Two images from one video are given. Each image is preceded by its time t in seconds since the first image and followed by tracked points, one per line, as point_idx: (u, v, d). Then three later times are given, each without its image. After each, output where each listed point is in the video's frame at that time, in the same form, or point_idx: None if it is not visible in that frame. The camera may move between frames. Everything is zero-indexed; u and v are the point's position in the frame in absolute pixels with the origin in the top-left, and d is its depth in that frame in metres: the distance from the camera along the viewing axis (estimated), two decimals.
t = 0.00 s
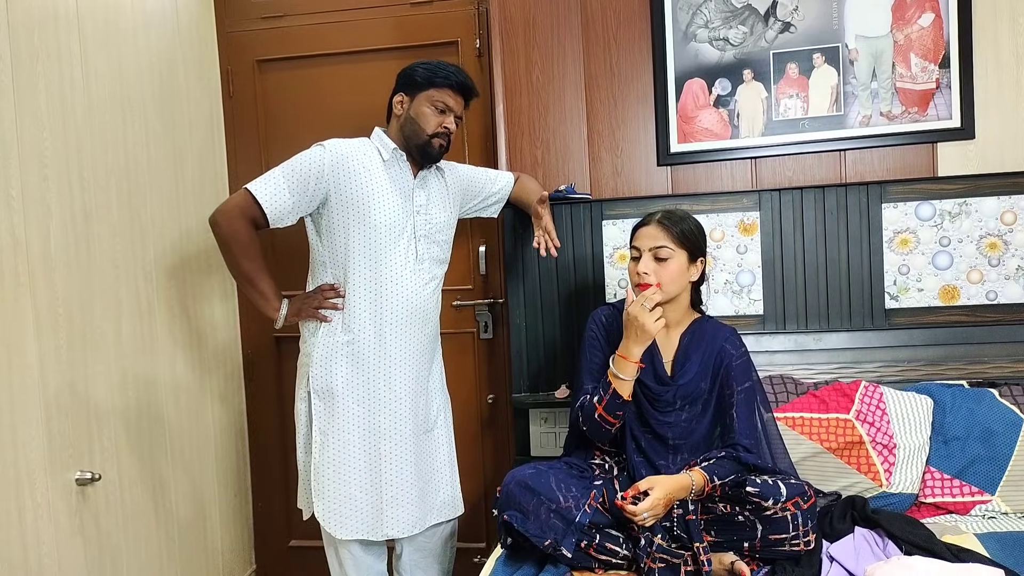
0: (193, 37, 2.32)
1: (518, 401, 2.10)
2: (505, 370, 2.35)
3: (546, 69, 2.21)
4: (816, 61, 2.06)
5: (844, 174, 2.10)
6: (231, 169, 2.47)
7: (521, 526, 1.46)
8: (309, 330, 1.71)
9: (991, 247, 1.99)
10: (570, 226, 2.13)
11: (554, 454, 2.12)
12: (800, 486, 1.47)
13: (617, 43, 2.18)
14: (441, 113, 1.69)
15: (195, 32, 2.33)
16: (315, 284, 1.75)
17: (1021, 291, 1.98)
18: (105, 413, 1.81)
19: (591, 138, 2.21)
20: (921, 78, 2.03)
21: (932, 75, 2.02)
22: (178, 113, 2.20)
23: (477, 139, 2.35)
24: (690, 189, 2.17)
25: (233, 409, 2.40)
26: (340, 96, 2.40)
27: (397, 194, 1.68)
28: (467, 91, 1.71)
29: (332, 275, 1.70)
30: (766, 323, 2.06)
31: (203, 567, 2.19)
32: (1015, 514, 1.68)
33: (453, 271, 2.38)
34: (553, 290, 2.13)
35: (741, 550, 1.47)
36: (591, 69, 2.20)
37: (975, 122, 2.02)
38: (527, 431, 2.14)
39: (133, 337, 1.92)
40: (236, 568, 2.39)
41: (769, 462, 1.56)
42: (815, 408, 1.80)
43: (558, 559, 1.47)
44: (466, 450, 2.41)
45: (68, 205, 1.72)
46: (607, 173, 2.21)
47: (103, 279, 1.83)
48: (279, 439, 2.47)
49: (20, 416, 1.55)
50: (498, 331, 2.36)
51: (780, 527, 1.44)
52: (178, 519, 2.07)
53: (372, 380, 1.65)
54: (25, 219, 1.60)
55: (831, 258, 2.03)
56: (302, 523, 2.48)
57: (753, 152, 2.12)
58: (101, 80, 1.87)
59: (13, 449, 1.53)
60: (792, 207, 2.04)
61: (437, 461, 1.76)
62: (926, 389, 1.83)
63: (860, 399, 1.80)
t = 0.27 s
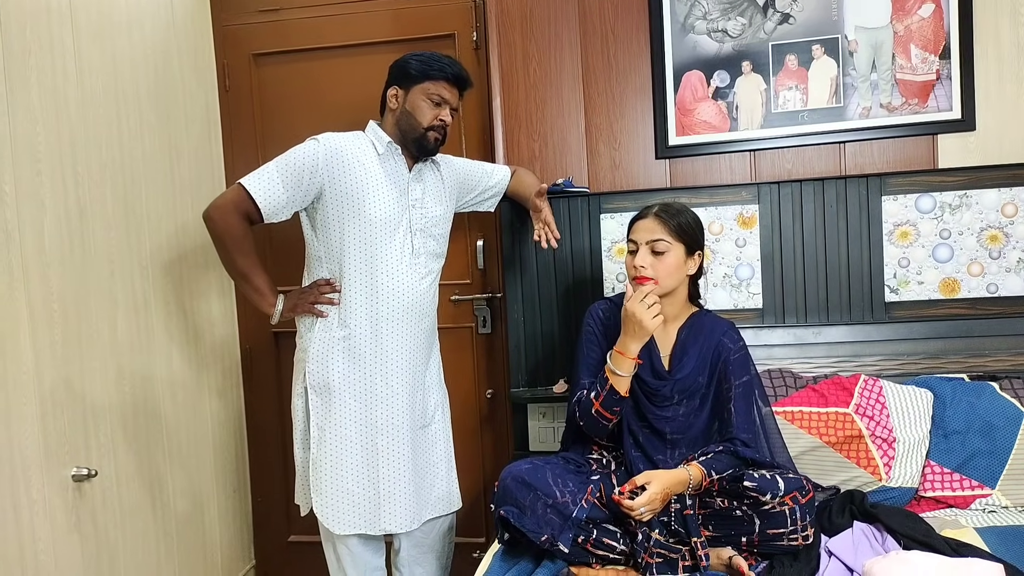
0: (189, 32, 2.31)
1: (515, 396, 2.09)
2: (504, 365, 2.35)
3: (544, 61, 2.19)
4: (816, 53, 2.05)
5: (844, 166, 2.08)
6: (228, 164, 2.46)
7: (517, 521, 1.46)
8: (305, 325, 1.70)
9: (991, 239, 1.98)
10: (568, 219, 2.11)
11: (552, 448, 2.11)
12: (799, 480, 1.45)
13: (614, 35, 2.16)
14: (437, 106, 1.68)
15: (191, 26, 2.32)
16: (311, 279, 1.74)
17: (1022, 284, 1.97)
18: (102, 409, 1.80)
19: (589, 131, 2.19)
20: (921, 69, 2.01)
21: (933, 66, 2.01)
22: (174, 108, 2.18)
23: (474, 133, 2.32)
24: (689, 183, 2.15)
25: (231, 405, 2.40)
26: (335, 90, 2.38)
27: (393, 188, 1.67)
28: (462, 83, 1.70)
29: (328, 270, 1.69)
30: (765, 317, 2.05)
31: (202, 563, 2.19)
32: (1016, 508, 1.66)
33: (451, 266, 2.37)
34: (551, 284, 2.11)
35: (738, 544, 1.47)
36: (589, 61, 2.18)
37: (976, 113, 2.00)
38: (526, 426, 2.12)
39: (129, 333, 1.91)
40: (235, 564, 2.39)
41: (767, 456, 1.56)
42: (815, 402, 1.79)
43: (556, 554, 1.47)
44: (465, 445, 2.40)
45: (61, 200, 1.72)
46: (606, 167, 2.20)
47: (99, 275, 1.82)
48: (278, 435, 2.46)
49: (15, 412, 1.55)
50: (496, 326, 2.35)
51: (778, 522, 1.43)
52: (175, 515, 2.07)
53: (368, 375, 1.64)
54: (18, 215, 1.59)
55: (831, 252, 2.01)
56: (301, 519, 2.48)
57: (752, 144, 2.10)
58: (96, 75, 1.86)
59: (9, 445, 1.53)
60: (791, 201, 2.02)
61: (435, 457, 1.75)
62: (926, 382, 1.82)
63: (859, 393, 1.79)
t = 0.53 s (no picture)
0: (184, 33, 2.30)
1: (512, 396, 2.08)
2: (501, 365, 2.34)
3: (540, 61, 2.18)
4: (812, 51, 2.04)
5: (841, 165, 2.08)
6: (224, 166, 2.45)
7: (514, 523, 1.45)
8: (301, 327, 1.70)
9: (989, 237, 1.97)
10: (565, 218, 2.11)
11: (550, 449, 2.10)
12: (795, 480, 1.45)
13: (610, 34, 2.16)
14: (431, 105, 1.67)
15: (186, 27, 2.31)
16: (307, 280, 1.73)
17: (1020, 282, 1.96)
18: (98, 412, 1.80)
19: (585, 131, 2.19)
20: (917, 66, 2.01)
21: (929, 63, 2.00)
22: (169, 110, 2.18)
23: (471, 134, 2.33)
24: (685, 182, 2.15)
25: (229, 407, 2.40)
26: (331, 91, 2.37)
27: (388, 189, 1.66)
28: (457, 83, 1.70)
29: (324, 271, 1.68)
30: (763, 316, 2.05)
31: (200, 565, 2.19)
32: (1014, 506, 1.66)
33: (448, 266, 2.36)
34: (548, 285, 2.11)
35: (736, 545, 1.46)
36: (585, 61, 2.17)
37: (973, 111, 2.00)
38: (523, 427, 2.12)
39: (125, 336, 1.91)
40: (234, 567, 2.39)
41: (764, 456, 1.56)
42: (812, 401, 1.79)
43: (552, 555, 1.46)
44: (463, 446, 2.40)
45: (56, 204, 1.71)
46: (602, 166, 2.19)
47: (94, 278, 1.82)
48: (276, 436, 2.46)
49: (10, 416, 1.55)
50: (493, 327, 2.35)
51: (775, 522, 1.43)
52: (173, 518, 2.06)
53: (365, 377, 1.64)
54: (12, 218, 1.59)
55: (828, 250, 2.01)
56: (300, 521, 2.48)
57: (749, 143, 2.10)
58: (90, 77, 1.86)
59: (5, 450, 1.53)
60: (788, 200, 2.02)
61: (433, 458, 1.75)
62: (924, 381, 1.82)
63: (857, 392, 1.78)
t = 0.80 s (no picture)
0: (182, 34, 2.30)
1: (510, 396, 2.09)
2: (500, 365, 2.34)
3: (538, 61, 2.18)
4: (810, 51, 2.04)
5: (839, 164, 2.07)
6: (222, 166, 2.45)
7: (511, 523, 1.45)
8: (299, 327, 1.69)
9: (988, 237, 1.97)
10: (563, 218, 2.11)
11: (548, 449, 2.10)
12: (793, 480, 1.45)
13: (608, 34, 2.15)
14: (424, 101, 1.67)
15: (184, 28, 2.31)
16: (305, 281, 1.73)
17: (1019, 281, 1.96)
18: (96, 413, 1.80)
19: (583, 131, 2.18)
20: (916, 66, 2.00)
21: (928, 63, 2.00)
22: (167, 111, 2.18)
23: (469, 133, 2.33)
24: (684, 182, 2.15)
25: (227, 408, 2.39)
26: (329, 91, 2.37)
27: (385, 189, 1.66)
28: (448, 77, 1.69)
29: (321, 272, 1.68)
30: (762, 316, 2.04)
31: (199, 566, 2.19)
32: (1013, 506, 1.66)
33: (446, 267, 2.36)
34: (546, 285, 2.11)
35: (734, 545, 1.46)
36: (583, 61, 2.17)
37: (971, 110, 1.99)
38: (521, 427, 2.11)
39: (123, 337, 1.91)
40: (232, 568, 2.39)
41: (762, 455, 1.56)
42: (811, 401, 1.78)
43: (550, 556, 1.46)
44: (461, 447, 2.39)
45: (53, 204, 1.71)
46: (600, 166, 2.19)
47: (92, 279, 1.82)
48: (274, 437, 2.46)
49: (8, 417, 1.54)
50: (492, 327, 2.35)
51: (773, 522, 1.42)
52: (171, 519, 2.06)
53: (363, 378, 1.64)
54: (9, 218, 1.58)
55: (827, 250, 2.00)
56: (299, 522, 2.48)
57: (747, 143, 2.09)
58: (87, 78, 1.86)
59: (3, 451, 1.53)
60: (786, 199, 2.02)
61: (431, 458, 1.74)
62: (923, 380, 1.81)
63: (855, 391, 1.78)
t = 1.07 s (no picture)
0: (183, 36, 2.30)
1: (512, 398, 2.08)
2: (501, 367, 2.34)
3: (539, 62, 2.18)
4: (812, 52, 2.03)
5: (841, 166, 2.07)
6: (224, 169, 2.45)
7: (512, 527, 1.46)
8: (299, 331, 1.69)
9: (991, 238, 1.96)
10: (565, 220, 2.10)
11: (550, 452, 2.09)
12: (796, 482, 1.44)
13: (610, 35, 2.15)
14: (419, 102, 1.66)
15: (185, 30, 2.31)
16: (304, 284, 1.73)
17: (1022, 283, 1.95)
18: (97, 416, 1.80)
19: (585, 132, 2.18)
20: (918, 66, 2.00)
21: (930, 63, 1.99)
22: (169, 113, 2.18)
23: (470, 136, 2.33)
24: (685, 184, 2.14)
25: (229, 410, 2.39)
26: (330, 94, 2.37)
27: (384, 191, 1.66)
28: (440, 75, 1.68)
29: (321, 274, 1.68)
30: (764, 318, 2.04)
31: (200, 569, 2.19)
32: (1017, 509, 1.65)
33: (447, 269, 2.35)
34: (548, 288, 2.10)
35: (736, 548, 1.45)
36: (584, 62, 2.17)
37: (974, 111, 1.99)
38: (523, 429, 2.10)
39: (124, 339, 1.91)
40: (234, 570, 2.39)
41: (765, 458, 1.55)
42: (813, 403, 1.78)
43: (551, 560, 1.45)
44: (463, 450, 2.39)
45: (54, 207, 1.71)
46: (601, 168, 2.19)
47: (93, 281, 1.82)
48: (276, 439, 2.46)
49: (8, 420, 1.54)
50: (494, 329, 2.34)
51: (775, 525, 1.42)
52: (172, 522, 2.06)
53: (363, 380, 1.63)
54: (10, 221, 1.58)
55: (829, 252, 2.00)
56: (301, 524, 2.47)
57: (749, 145, 2.09)
58: (89, 81, 1.86)
59: (3, 454, 1.53)
60: (788, 200, 2.01)
61: (433, 460, 1.74)
62: (926, 383, 1.81)
63: (858, 394, 1.77)
